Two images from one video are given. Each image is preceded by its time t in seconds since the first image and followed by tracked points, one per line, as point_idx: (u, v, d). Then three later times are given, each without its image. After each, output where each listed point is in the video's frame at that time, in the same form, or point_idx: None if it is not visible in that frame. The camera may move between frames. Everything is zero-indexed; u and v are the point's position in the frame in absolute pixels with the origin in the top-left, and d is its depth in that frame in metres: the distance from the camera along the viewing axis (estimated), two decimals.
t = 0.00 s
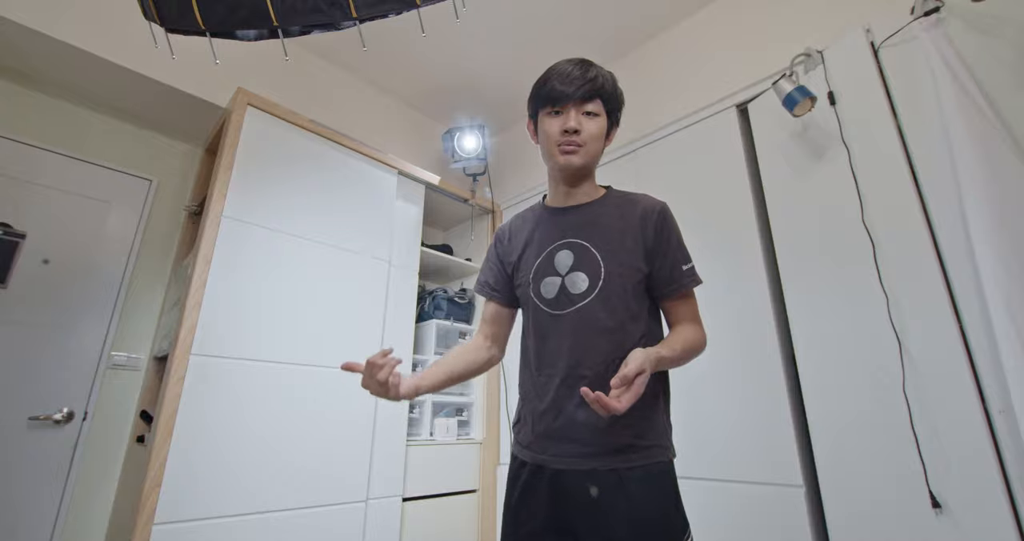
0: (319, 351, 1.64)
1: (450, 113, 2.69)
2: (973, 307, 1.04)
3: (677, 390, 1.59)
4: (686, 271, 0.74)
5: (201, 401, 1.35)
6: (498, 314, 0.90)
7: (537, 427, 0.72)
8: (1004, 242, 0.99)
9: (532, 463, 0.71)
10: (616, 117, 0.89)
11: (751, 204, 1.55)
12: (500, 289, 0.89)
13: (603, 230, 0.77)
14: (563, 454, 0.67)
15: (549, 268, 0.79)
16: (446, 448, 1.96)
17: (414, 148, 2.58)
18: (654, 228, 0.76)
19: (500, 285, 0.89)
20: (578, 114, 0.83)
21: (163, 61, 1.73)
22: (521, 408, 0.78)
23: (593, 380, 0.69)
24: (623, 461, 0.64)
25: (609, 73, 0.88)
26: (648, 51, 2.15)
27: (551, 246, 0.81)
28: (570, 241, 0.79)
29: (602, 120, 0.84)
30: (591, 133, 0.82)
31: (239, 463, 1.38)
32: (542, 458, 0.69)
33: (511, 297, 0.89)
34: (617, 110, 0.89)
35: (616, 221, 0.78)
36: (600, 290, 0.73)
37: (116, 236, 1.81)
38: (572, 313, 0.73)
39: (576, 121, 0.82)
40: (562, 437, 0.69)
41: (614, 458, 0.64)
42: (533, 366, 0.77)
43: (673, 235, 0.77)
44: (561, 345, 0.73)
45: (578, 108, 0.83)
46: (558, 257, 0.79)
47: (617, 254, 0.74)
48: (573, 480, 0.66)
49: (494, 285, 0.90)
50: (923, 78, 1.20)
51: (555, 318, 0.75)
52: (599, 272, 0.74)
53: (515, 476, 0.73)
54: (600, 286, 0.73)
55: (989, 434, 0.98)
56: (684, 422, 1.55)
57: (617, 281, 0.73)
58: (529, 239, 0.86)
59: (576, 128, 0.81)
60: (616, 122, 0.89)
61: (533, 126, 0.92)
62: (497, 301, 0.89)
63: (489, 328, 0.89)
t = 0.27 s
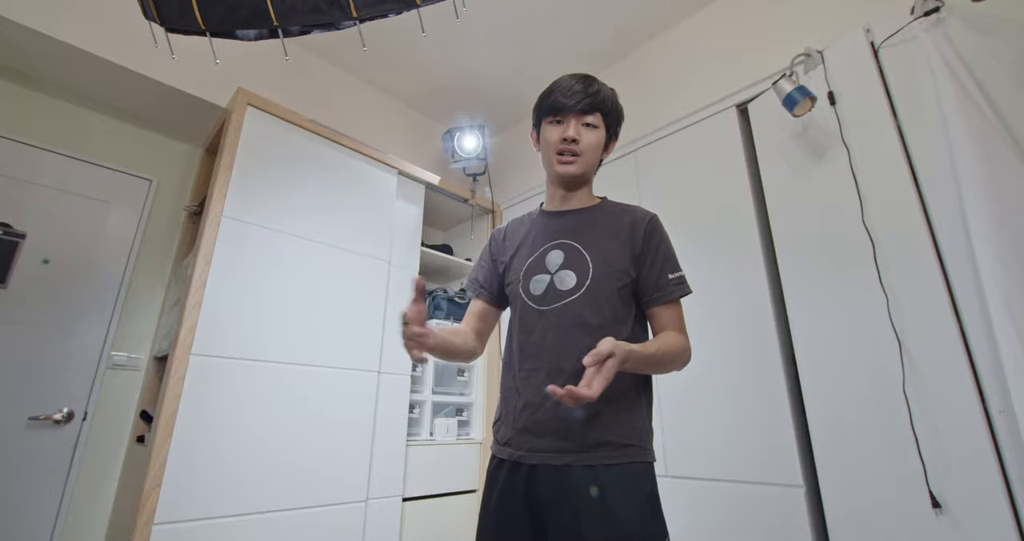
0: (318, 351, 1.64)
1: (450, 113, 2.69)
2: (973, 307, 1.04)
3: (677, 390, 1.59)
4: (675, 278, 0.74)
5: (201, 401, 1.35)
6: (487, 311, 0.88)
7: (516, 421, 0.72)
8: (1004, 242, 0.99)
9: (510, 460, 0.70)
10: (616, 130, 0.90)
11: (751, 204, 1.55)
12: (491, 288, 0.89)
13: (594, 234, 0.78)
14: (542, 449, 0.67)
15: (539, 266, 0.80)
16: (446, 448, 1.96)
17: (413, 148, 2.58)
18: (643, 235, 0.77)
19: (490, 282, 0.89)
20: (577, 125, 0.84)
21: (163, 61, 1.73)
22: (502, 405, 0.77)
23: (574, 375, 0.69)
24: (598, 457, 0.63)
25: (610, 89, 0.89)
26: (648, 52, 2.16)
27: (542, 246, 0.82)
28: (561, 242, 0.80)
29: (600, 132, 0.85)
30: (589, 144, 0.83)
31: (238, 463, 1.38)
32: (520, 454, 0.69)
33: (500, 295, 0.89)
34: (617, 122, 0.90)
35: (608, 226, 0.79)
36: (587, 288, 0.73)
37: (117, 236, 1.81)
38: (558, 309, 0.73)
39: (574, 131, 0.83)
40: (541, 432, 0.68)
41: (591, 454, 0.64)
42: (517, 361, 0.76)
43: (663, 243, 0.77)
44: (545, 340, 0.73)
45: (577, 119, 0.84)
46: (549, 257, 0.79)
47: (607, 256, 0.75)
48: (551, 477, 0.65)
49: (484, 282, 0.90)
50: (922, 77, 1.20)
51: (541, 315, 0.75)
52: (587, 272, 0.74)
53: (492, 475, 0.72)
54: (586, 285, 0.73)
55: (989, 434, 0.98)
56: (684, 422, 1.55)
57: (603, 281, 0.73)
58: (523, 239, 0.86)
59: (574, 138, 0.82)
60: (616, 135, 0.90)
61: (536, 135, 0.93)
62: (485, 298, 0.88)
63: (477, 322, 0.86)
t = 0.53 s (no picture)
0: (319, 351, 1.64)
1: (450, 113, 2.69)
2: (973, 307, 1.04)
3: (677, 390, 1.59)
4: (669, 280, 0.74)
5: (201, 401, 1.35)
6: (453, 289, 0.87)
7: (504, 415, 0.71)
8: (1004, 242, 0.99)
9: (495, 455, 0.69)
10: (611, 139, 0.89)
11: (751, 204, 1.55)
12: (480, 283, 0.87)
13: (588, 236, 0.79)
14: (528, 443, 0.67)
15: (532, 265, 0.80)
16: (446, 448, 1.96)
17: (414, 148, 2.58)
18: (634, 239, 0.78)
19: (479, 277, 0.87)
20: (569, 136, 0.84)
21: (163, 61, 1.73)
22: (488, 399, 0.76)
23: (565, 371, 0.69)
24: (584, 454, 0.64)
25: (605, 97, 0.88)
26: (648, 52, 2.16)
27: (536, 245, 0.82)
28: (554, 242, 0.80)
29: (593, 143, 0.85)
30: (580, 155, 0.83)
31: (238, 463, 1.38)
32: (506, 447, 0.68)
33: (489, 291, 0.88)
34: (612, 131, 0.90)
35: (602, 229, 0.80)
36: (580, 288, 0.73)
37: (117, 236, 1.81)
38: (551, 307, 0.73)
39: (566, 142, 0.83)
40: (529, 427, 0.68)
41: (578, 451, 0.64)
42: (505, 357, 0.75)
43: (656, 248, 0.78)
44: (537, 337, 0.73)
45: (569, 130, 0.84)
46: (543, 256, 0.79)
47: (601, 258, 0.76)
48: (537, 474, 0.65)
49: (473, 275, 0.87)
50: (922, 77, 1.20)
51: (533, 312, 0.75)
52: (581, 272, 0.75)
53: (476, 470, 0.71)
54: (579, 285, 0.74)
55: (989, 434, 0.98)
56: (684, 422, 1.55)
57: (597, 282, 0.73)
58: (516, 238, 0.86)
59: (565, 149, 0.83)
60: (611, 143, 0.90)
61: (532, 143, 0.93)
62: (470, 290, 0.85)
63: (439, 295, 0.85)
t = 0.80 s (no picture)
0: (319, 351, 1.64)
1: (450, 113, 2.69)
2: (973, 307, 1.04)
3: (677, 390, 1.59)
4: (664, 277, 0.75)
5: (201, 401, 1.35)
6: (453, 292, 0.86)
7: (503, 414, 0.71)
8: (1005, 242, 0.99)
9: (496, 454, 0.69)
10: (607, 142, 0.88)
11: (751, 204, 1.54)
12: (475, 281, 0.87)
13: (583, 235, 0.79)
14: (529, 442, 0.66)
15: (527, 264, 0.80)
16: (446, 448, 1.96)
17: (414, 148, 2.58)
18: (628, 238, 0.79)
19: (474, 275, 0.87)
20: (563, 142, 0.83)
21: (163, 61, 1.73)
22: (485, 398, 0.76)
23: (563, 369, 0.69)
24: (585, 454, 0.64)
25: (600, 100, 0.88)
26: (648, 52, 2.15)
27: (531, 244, 0.82)
28: (549, 241, 0.80)
29: (587, 148, 0.84)
30: (574, 161, 0.83)
31: (238, 463, 1.38)
32: (507, 446, 0.68)
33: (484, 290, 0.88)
34: (608, 134, 0.89)
35: (597, 228, 0.80)
36: (576, 286, 0.74)
37: (117, 236, 1.81)
38: (547, 306, 0.74)
39: (560, 148, 0.83)
40: (530, 425, 0.68)
41: (579, 451, 0.64)
42: (501, 355, 0.75)
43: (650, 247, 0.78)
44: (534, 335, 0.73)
45: (563, 136, 0.84)
46: (538, 255, 0.79)
47: (596, 256, 0.76)
48: (539, 475, 0.64)
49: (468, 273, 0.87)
50: (922, 77, 1.20)
51: (530, 311, 0.75)
52: (576, 270, 0.75)
53: (477, 469, 0.71)
54: (575, 283, 0.74)
55: (989, 434, 0.98)
56: (683, 421, 1.55)
57: (592, 280, 0.74)
58: (510, 236, 0.86)
59: (559, 156, 0.82)
60: (606, 146, 0.89)
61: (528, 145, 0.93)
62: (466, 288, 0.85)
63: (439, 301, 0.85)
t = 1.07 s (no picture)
0: (318, 351, 1.64)
1: (450, 113, 2.69)
2: (973, 307, 1.04)
3: (677, 390, 1.59)
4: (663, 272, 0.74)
5: (201, 401, 1.35)
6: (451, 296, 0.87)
7: (503, 415, 0.71)
8: (1005, 242, 0.99)
9: (496, 454, 0.69)
10: (601, 136, 0.86)
11: (751, 204, 1.54)
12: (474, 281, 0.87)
13: (580, 233, 0.79)
14: (530, 443, 0.66)
15: (525, 263, 0.79)
16: (446, 448, 1.96)
17: (414, 148, 2.58)
18: (626, 234, 0.78)
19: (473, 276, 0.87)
20: (555, 143, 0.81)
21: (163, 61, 1.73)
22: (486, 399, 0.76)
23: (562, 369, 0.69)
24: (586, 454, 0.63)
25: (592, 93, 0.84)
26: (648, 52, 2.15)
27: (528, 243, 0.82)
28: (546, 239, 0.80)
29: (581, 147, 0.82)
30: (568, 162, 0.81)
31: (238, 463, 1.38)
32: (507, 447, 0.68)
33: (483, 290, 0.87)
34: (602, 127, 0.86)
35: (594, 225, 0.80)
36: (574, 285, 0.73)
37: (117, 236, 1.81)
38: (546, 305, 0.73)
39: (553, 150, 0.81)
40: (529, 426, 0.68)
41: (579, 451, 0.64)
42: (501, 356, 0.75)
43: (648, 243, 0.78)
44: (533, 336, 0.73)
45: (555, 136, 0.81)
46: (536, 254, 0.79)
47: (593, 254, 0.76)
48: (540, 474, 0.64)
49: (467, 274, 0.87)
50: (922, 77, 1.20)
51: (528, 311, 0.75)
52: (574, 268, 0.75)
53: (478, 469, 0.71)
54: (573, 282, 0.74)
55: (989, 434, 0.98)
56: (683, 421, 1.55)
57: (590, 278, 0.74)
58: (507, 235, 0.86)
59: (552, 159, 0.81)
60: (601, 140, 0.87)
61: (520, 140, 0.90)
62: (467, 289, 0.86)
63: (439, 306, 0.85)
